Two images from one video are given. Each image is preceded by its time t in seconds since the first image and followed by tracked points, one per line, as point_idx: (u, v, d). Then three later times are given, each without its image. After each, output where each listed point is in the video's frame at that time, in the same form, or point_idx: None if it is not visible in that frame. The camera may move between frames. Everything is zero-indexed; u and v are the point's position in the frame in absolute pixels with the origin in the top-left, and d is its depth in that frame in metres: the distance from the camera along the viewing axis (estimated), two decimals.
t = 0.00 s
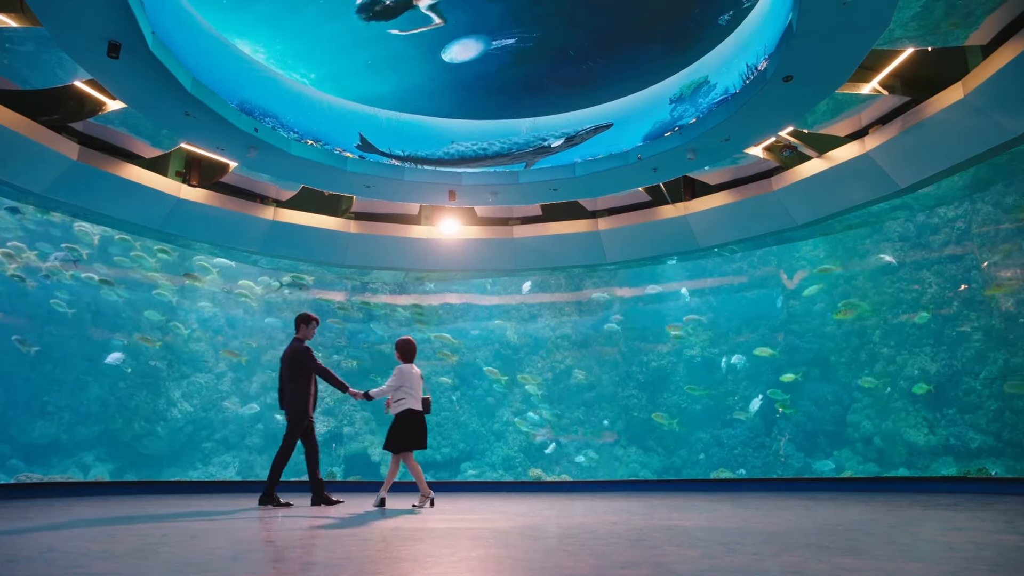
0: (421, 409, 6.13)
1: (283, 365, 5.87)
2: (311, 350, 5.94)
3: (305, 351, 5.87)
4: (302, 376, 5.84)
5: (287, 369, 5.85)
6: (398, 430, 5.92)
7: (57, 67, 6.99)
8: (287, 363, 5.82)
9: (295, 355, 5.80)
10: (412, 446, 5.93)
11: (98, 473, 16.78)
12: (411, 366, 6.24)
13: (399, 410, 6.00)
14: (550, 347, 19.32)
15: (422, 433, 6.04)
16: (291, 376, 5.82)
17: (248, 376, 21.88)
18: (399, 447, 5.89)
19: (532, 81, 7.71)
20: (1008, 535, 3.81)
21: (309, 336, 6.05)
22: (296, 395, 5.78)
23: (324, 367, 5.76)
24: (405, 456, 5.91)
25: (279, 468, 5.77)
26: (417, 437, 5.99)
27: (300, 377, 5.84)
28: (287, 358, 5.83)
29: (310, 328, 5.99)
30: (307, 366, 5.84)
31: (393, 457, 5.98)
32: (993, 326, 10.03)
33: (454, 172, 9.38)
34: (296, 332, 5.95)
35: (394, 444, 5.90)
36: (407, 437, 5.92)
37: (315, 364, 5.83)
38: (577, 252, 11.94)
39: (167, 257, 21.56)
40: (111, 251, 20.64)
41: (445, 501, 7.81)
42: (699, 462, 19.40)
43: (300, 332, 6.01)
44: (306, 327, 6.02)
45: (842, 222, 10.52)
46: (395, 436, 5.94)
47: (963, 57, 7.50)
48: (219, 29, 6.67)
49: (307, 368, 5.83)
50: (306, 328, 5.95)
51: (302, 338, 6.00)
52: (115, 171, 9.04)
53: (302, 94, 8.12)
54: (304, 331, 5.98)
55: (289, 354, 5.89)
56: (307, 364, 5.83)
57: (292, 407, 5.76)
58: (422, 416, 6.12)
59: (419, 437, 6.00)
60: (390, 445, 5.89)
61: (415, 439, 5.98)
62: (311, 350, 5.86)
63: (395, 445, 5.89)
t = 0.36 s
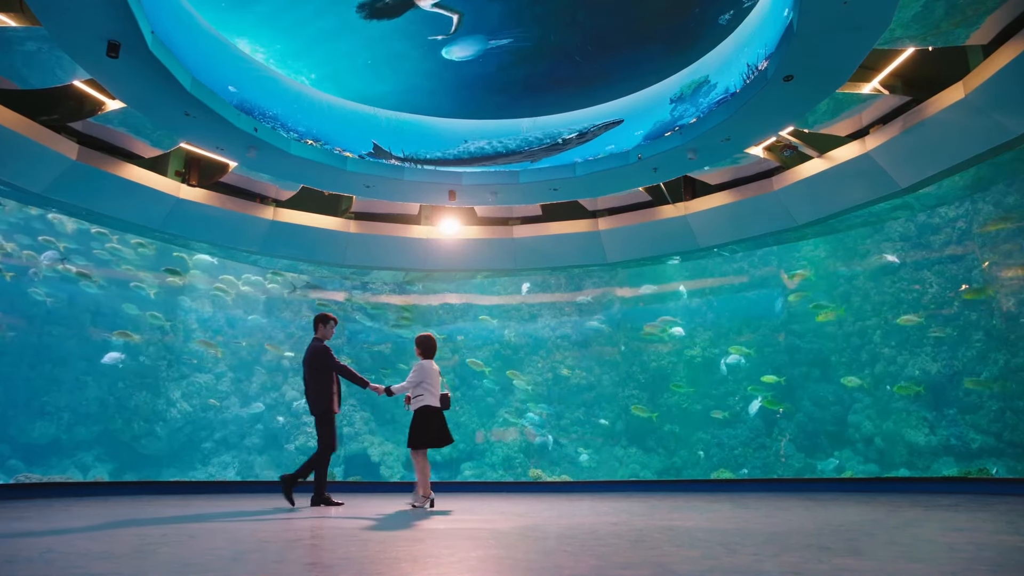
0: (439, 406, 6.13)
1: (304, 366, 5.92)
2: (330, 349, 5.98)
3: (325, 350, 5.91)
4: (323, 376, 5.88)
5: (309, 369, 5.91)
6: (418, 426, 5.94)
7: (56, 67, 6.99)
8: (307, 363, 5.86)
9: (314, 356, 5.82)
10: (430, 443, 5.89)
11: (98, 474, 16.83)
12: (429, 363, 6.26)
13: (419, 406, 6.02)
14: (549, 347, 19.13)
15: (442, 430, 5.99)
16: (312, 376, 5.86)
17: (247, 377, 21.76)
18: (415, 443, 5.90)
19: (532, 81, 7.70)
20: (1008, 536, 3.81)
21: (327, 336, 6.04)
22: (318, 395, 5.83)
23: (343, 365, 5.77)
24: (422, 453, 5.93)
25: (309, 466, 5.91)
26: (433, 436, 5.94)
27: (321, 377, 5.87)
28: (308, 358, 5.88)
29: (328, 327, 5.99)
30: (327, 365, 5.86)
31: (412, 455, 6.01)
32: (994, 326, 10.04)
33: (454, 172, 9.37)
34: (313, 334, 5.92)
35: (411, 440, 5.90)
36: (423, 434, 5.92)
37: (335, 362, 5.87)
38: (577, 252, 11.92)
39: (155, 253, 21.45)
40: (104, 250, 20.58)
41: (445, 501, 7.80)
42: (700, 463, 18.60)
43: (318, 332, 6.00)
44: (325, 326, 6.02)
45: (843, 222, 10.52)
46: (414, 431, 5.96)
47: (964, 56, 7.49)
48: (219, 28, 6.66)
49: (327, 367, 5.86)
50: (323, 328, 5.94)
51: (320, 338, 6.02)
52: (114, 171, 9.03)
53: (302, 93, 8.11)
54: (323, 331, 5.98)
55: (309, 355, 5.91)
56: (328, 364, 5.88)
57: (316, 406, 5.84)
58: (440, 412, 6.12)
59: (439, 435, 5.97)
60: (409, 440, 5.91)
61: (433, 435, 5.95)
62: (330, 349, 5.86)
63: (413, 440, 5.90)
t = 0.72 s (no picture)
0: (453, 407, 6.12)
1: (321, 365, 5.98)
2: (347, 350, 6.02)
3: (342, 351, 5.94)
4: (339, 377, 5.90)
5: (325, 369, 5.95)
6: (432, 427, 5.94)
7: (56, 67, 6.97)
8: (324, 363, 5.90)
9: (331, 356, 5.88)
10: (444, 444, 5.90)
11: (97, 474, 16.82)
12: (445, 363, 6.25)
13: (432, 407, 6.02)
14: (549, 348, 18.70)
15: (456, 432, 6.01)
16: (328, 376, 5.91)
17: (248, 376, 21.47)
18: (429, 444, 5.89)
19: (532, 81, 7.68)
20: (1010, 536, 3.81)
21: (345, 336, 6.13)
22: (334, 395, 5.86)
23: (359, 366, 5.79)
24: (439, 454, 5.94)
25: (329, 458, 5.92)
26: (447, 437, 5.96)
27: (337, 377, 5.91)
28: (325, 358, 5.92)
29: (345, 327, 6.07)
30: (344, 366, 5.89)
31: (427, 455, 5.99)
32: (995, 326, 10.05)
33: (455, 172, 9.35)
34: (331, 333, 6.03)
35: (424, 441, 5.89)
36: (438, 436, 5.92)
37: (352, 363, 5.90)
38: (578, 252, 11.90)
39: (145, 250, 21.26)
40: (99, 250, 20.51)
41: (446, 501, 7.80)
42: (699, 464, 18.90)
43: (336, 332, 6.09)
44: (342, 327, 6.10)
45: (843, 222, 10.50)
46: (427, 432, 5.97)
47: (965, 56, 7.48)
48: (219, 28, 6.65)
49: (343, 368, 5.89)
50: (341, 328, 6.02)
51: (338, 338, 6.10)
52: (114, 170, 9.01)
53: (301, 93, 8.10)
54: (340, 331, 6.08)
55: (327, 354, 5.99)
56: (344, 365, 5.91)
57: (331, 406, 5.88)
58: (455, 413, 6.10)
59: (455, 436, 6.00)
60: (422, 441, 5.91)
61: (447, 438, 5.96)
62: (347, 350, 5.92)
63: (426, 441, 5.90)
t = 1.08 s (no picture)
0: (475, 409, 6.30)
1: (336, 365, 6.02)
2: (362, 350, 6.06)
3: (357, 351, 5.98)
4: (354, 376, 5.94)
5: (340, 368, 6.00)
6: (455, 430, 6.14)
7: (55, 67, 6.96)
8: (339, 362, 5.95)
9: (347, 355, 5.92)
10: (466, 446, 6.10)
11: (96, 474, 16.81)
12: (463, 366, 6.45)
13: (456, 410, 6.23)
14: (549, 347, 19.05)
15: (479, 433, 6.18)
16: (343, 376, 5.94)
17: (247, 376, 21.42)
18: (453, 446, 6.09)
19: (532, 81, 7.67)
20: (1010, 536, 3.81)
21: (362, 335, 6.23)
22: (348, 396, 5.90)
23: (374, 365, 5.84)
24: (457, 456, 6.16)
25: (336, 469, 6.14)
26: (470, 438, 6.14)
27: (351, 377, 5.94)
28: (341, 357, 5.98)
29: (363, 327, 6.18)
30: (358, 366, 5.94)
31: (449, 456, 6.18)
32: (996, 326, 10.05)
33: (455, 172, 9.31)
34: (349, 332, 6.10)
35: (447, 443, 6.09)
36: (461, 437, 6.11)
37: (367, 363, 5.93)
38: (577, 252, 11.89)
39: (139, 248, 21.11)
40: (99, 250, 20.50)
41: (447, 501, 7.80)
42: (699, 464, 18.83)
43: (354, 332, 6.18)
44: (360, 326, 6.22)
45: (843, 222, 10.50)
46: (451, 434, 6.16)
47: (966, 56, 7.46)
48: (218, 27, 6.64)
49: (358, 368, 5.93)
50: (359, 328, 6.14)
51: (355, 337, 6.20)
52: (112, 170, 9.00)
53: (301, 93, 8.10)
54: (357, 330, 6.18)
55: (342, 353, 6.04)
56: (360, 364, 5.95)
57: (344, 405, 5.90)
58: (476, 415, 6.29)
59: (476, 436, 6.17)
60: (447, 444, 6.10)
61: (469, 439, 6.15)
62: (363, 350, 5.95)
63: (450, 443, 6.10)
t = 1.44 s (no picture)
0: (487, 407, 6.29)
1: (345, 362, 6.04)
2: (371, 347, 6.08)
3: (367, 349, 5.99)
4: (363, 375, 5.95)
5: (349, 366, 6.01)
6: (467, 429, 6.13)
7: (54, 66, 6.94)
8: (349, 359, 5.95)
9: (357, 353, 5.94)
10: (478, 445, 6.07)
11: (95, 474, 16.77)
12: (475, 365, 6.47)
13: (468, 408, 6.23)
14: (550, 347, 19.15)
15: (492, 430, 6.17)
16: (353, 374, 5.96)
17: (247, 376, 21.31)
18: (465, 445, 6.09)
19: (532, 80, 7.65)
20: (1010, 536, 3.81)
21: (370, 335, 6.24)
22: (356, 393, 5.91)
23: (385, 363, 5.86)
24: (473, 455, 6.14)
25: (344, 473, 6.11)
26: (483, 436, 6.12)
27: (360, 375, 5.96)
28: (350, 356, 5.99)
29: (372, 327, 6.21)
30: (368, 364, 5.96)
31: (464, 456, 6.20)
32: (996, 326, 10.03)
33: (455, 171, 9.29)
34: (358, 331, 6.13)
35: (462, 442, 6.09)
36: (474, 436, 6.10)
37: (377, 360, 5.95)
38: (577, 252, 11.88)
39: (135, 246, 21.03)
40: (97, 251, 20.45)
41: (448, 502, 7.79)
42: (700, 465, 18.84)
43: (362, 331, 6.23)
44: (368, 326, 6.26)
45: (844, 222, 10.49)
46: (463, 433, 6.15)
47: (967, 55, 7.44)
48: (219, 27, 6.63)
49: (368, 366, 5.95)
50: (369, 328, 6.17)
51: (364, 336, 6.24)
52: (111, 169, 8.98)
53: (301, 92, 8.09)
54: (366, 330, 6.22)
55: (352, 351, 6.05)
56: (370, 362, 5.97)
57: (353, 404, 5.90)
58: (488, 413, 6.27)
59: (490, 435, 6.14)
60: (460, 443, 6.11)
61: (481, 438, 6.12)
62: (372, 348, 5.97)
63: (463, 442, 6.11)
